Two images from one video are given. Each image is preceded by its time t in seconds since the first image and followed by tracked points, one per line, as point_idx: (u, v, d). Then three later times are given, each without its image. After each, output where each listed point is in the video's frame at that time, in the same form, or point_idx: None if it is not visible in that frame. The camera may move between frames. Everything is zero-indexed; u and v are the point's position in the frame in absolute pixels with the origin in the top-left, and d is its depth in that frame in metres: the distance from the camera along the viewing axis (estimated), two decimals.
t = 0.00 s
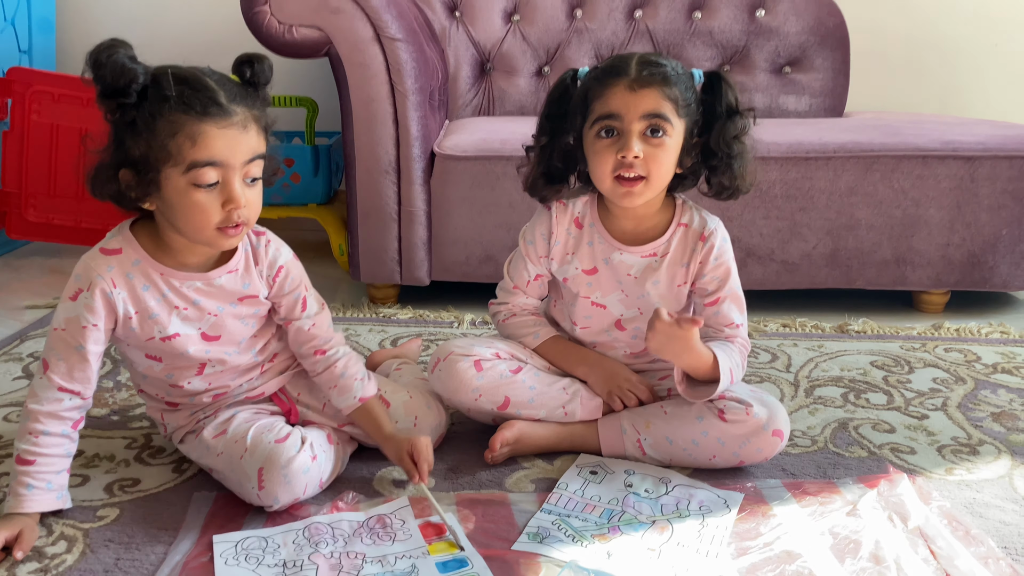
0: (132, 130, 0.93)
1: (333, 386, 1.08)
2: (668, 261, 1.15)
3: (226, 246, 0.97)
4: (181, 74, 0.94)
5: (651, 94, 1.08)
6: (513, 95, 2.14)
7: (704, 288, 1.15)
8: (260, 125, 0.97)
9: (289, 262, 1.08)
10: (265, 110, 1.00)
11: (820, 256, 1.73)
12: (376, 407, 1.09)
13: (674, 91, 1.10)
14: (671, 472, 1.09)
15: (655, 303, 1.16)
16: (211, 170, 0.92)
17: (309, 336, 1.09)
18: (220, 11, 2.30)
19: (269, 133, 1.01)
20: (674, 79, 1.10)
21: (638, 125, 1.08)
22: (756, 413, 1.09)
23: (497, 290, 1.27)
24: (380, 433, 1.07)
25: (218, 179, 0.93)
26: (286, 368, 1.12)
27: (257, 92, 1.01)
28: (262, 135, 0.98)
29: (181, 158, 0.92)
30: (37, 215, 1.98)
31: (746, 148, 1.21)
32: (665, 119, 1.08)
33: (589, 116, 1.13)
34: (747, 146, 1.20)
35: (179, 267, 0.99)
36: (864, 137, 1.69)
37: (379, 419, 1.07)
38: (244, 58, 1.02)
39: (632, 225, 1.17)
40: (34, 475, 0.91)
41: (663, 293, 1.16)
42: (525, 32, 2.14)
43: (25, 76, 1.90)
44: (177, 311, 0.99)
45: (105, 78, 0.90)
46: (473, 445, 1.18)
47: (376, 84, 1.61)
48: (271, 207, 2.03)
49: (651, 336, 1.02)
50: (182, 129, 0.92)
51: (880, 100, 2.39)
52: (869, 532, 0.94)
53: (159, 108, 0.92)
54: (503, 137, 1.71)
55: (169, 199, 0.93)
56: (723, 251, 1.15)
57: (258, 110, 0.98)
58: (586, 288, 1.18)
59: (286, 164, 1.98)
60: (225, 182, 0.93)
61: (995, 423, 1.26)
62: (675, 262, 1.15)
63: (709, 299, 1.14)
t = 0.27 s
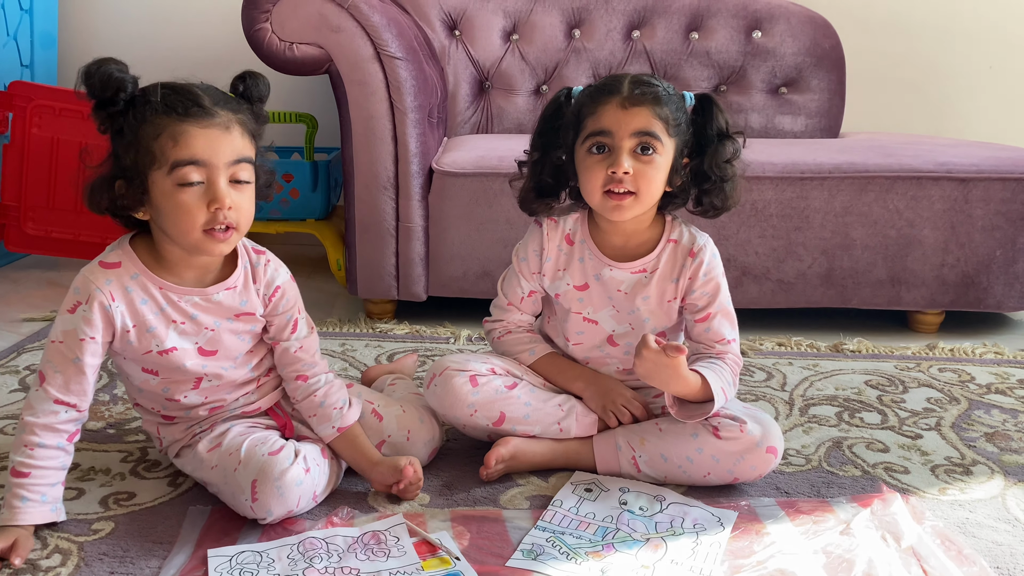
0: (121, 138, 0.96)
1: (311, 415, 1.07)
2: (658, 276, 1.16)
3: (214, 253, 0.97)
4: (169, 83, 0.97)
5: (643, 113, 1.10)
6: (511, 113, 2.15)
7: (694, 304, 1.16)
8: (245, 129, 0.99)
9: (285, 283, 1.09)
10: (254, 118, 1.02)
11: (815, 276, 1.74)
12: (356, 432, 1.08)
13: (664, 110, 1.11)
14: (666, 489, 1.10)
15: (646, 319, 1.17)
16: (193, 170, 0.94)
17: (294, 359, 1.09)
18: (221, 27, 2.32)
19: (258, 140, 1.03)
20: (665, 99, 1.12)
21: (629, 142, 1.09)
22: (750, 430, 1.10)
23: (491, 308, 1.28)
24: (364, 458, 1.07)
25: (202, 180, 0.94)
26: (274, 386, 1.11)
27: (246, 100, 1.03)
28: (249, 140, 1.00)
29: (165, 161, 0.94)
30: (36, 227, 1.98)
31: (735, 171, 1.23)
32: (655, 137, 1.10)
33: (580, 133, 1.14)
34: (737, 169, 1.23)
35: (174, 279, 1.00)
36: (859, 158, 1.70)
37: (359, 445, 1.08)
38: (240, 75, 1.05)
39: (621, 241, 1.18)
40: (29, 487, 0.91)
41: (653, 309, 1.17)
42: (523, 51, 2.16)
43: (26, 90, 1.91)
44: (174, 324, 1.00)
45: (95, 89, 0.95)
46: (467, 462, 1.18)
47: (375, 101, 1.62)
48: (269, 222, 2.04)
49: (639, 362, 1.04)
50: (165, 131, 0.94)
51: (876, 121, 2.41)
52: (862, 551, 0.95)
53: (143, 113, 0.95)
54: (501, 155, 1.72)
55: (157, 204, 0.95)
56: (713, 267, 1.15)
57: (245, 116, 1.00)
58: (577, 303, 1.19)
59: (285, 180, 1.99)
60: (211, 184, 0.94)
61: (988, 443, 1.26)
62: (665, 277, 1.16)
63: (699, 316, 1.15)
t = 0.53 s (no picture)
0: (123, 137, 1.00)
1: (316, 422, 1.09)
2: (654, 284, 1.16)
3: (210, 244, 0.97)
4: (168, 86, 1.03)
5: (638, 126, 1.10)
6: (511, 122, 2.16)
7: (689, 311, 1.16)
8: (240, 121, 1.02)
9: (290, 290, 1.09)
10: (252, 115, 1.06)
11: (814, 286, 1.74)
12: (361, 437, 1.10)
13: (659, 123, 1.12)
14: (665, 499, 1.09)
15: (642, 326, 1.17)
16: (184, 153, 0.97)
17: (298, 366, 1.09)
18: (222, 35, 2.33)
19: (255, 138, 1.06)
20: (659, 111, 1.12)
21: (624, 156, 1.09)
22: (748, 439, 1.10)
23: (490, 315, 1.28)
24: (370, 463, 1.08)
25: (194, 165, 0.97)
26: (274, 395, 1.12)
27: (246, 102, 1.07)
28: (244, 132, 1.03)
29: (157, 148, 0.97)
30: (34, 233, 1.98)
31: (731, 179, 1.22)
32: (650, 149, 1.10)
33: (575, 146, 1.14)
34: (733, 176, 1.22)
35: (176, 281, 1.00)
36: (858, 169, 1.71)
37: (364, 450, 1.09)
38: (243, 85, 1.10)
39: (617, 249, 1.18)
40: (14, 491, 0.90)
41: (649, 316, 1.17)
42: (523, 61, 2.17)
43: (26, 96, 1.91)
44: (178, 330, 0.99)
45: (98, 95, 1.01)
46: (466, 470, 1.18)
47: (376, 109, 1.62)
48: (268, 229, 2.04)
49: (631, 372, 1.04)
50: (157, 119, 0.98)
51: (874, 132, 2.42)
52: (861, 563, 0.95)
53: (141, 109, 0.99)
54: (501, 163, 1.73)
55: (155, 195, 0.97)
56: (709, 275, 1.16)
57: (241, 112, 1.04)
58: (575, 310, 1.19)
59: (285, 187, 1.99)
60: (202, 168, 0.97)
61: (987, 455, 1.26)
62: (661, 285, 1.16)
63: (695, 322, 1.15)
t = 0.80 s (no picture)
0: (181, 122, 1.01)
1: (319, 420, 1.09)
2: (657, 289, 1.16)
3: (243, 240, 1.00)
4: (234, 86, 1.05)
5: (644, 137, 1.10)
6: (511, 126, 2.16)
7: (689, 315, 1.15)
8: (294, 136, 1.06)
9: (292, 287, 1.11)
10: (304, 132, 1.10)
11: (814, 291, 1.74)
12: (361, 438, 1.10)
13: (666, 133, 1.11)
14: (666, 505, 1.09)
15: (645, 332, 1.17)
16: (244, 152, 0.99)
17: (300, 363, 1.10)
18: (222, 37, 2.33)
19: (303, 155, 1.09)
20: (666, 121, 1.12)
21: (630, 167, 1.09)
22: (749, 444, 1.10)
23: (492, 320, 1.27)
24: (371, 464, 1.08)
25: (251, 164, 0.99)
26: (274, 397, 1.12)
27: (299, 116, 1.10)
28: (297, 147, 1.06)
29: (219, 141, 0.99)
30: (33, 235, 1.97)
31: (733, 184, 1.22)
32: (656, 160, 1.10)
33: (580, 155, 1.14)
34: (736, 182, 1.22)
35: (190, 270, 1.01)
36: (858, 174, 1.71)
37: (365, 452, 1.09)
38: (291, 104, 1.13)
39: (621, 254, 1.18)
40: None
41: (652, 321, 1.17)
42: (524, 64, 2.17)
43: (26, 98, 1.91)
44: (184, 321, 1.00)
45: (160, 75, 1.02)
46: (466, 475, 1.18)
47: (376, 113, 1.62)
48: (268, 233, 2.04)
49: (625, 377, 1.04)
50: (225, 115, 1.00)
51: (874, 137, 2.42)
52: (862, 569, 0.94)
53: (206, 101, 1.01)
54: (501, 167, 1.73)
55: (201, 182, 0.99)
56: (711, 279, 1.16)
57: (295, 126, 1.07)
58: (577, 315, 1.20)
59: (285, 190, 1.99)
60: (258, 169, 1.00)
61: (987, 461, 1.26)
62: (664, 290, 1.16)
63: (693, 327, 1.15)
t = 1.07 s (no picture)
0: (221, 119, 1.01)
1: (323, 410, 1.09)
2: (662, 290, 1.16)
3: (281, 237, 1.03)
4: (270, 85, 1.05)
5: (655, 143, 1.09)
6: (510, 125, 2.16)
7: (691, 315, 1.15)
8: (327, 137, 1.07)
9: (310, 280, 1.13)
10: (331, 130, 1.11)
11: (813, 290, 1.74)
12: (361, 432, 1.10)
13: (676, 138, 1.10)
14: (665, 504, 1.09)
15: (649, 333, 1.17)
16: (285, 154, 1.00)
17: (311, 352, 1.11)
18: (221, 36, 2.32)
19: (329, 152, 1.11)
20: (678, 125, 1.11)
21: (640, 173, 1.08)
22: (750, 444, 1.10)
23: (495, 318, 1.27)
24: (370, 457, 1.08)
25: (291, 165, 1.01)
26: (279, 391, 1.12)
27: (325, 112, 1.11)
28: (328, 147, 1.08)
29: (263, 141, 1.00)
30: (31, 234, 1.97)
31: (744, 189, 1.22)
32: (667, 166, 1.09)
33: (590, 159, 1.13)
34: (747, 185, 1.21)
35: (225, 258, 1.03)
36: (858, 173, 1.71)
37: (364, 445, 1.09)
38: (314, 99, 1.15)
39: (627, 256, 1.18)
40: (38, 456, 0.85)
41: (656, 322, 1.16)
42: (523, 63, 2.16)
43: (23, 96, 1.90)
44: (221, 304, 1.01)
45: (195, 72, 1.00)
46: (466, 474, 1.18)
47: (375, 111, 1.62)
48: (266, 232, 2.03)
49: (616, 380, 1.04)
50: (268, 117, 1.01)
51: (873, 136, 2.42)
52: (862, 568, 0.94)
53: (247, 100, 1.01)
54: (501, 166, 1.72)
55: (242, 179, 1.00)
56: (715, 280, 1.16)
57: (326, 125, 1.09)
58: (581, 315, 1.19)
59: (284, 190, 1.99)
60: (297, 170, 1.02)
61: (988, 460, 1.26)
62: (668, 290, 1.16)
63: (694, 326, 1.15)
